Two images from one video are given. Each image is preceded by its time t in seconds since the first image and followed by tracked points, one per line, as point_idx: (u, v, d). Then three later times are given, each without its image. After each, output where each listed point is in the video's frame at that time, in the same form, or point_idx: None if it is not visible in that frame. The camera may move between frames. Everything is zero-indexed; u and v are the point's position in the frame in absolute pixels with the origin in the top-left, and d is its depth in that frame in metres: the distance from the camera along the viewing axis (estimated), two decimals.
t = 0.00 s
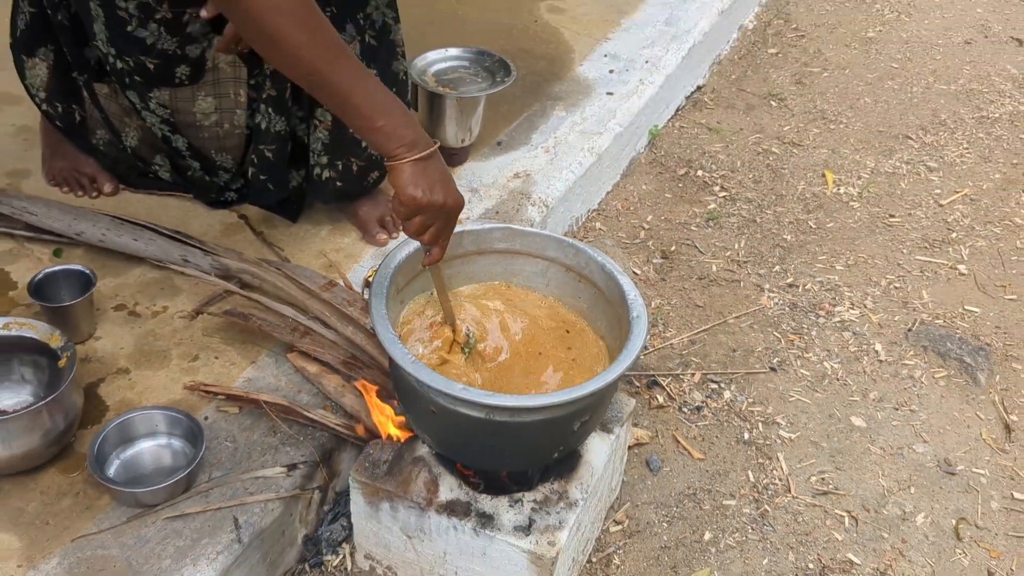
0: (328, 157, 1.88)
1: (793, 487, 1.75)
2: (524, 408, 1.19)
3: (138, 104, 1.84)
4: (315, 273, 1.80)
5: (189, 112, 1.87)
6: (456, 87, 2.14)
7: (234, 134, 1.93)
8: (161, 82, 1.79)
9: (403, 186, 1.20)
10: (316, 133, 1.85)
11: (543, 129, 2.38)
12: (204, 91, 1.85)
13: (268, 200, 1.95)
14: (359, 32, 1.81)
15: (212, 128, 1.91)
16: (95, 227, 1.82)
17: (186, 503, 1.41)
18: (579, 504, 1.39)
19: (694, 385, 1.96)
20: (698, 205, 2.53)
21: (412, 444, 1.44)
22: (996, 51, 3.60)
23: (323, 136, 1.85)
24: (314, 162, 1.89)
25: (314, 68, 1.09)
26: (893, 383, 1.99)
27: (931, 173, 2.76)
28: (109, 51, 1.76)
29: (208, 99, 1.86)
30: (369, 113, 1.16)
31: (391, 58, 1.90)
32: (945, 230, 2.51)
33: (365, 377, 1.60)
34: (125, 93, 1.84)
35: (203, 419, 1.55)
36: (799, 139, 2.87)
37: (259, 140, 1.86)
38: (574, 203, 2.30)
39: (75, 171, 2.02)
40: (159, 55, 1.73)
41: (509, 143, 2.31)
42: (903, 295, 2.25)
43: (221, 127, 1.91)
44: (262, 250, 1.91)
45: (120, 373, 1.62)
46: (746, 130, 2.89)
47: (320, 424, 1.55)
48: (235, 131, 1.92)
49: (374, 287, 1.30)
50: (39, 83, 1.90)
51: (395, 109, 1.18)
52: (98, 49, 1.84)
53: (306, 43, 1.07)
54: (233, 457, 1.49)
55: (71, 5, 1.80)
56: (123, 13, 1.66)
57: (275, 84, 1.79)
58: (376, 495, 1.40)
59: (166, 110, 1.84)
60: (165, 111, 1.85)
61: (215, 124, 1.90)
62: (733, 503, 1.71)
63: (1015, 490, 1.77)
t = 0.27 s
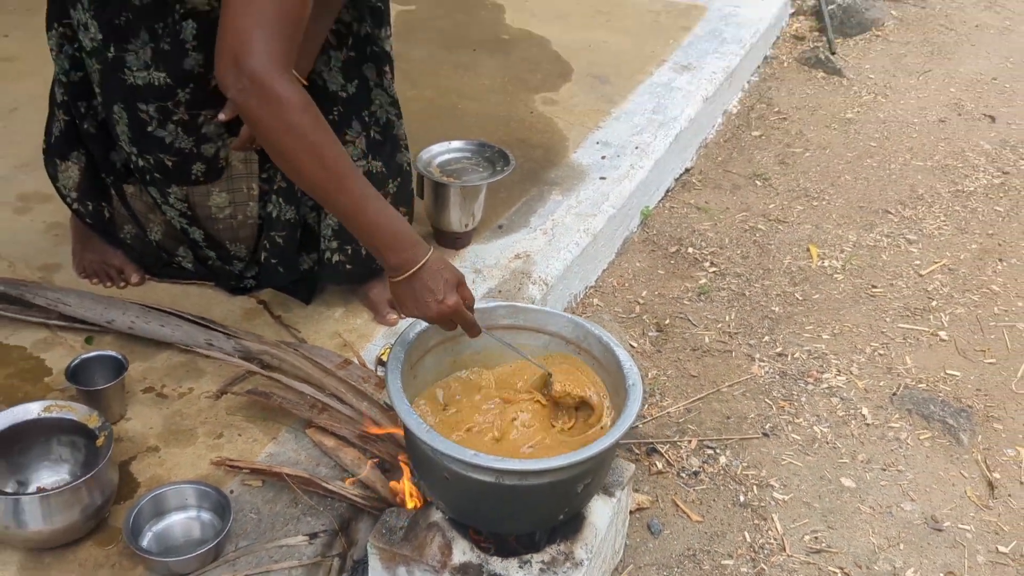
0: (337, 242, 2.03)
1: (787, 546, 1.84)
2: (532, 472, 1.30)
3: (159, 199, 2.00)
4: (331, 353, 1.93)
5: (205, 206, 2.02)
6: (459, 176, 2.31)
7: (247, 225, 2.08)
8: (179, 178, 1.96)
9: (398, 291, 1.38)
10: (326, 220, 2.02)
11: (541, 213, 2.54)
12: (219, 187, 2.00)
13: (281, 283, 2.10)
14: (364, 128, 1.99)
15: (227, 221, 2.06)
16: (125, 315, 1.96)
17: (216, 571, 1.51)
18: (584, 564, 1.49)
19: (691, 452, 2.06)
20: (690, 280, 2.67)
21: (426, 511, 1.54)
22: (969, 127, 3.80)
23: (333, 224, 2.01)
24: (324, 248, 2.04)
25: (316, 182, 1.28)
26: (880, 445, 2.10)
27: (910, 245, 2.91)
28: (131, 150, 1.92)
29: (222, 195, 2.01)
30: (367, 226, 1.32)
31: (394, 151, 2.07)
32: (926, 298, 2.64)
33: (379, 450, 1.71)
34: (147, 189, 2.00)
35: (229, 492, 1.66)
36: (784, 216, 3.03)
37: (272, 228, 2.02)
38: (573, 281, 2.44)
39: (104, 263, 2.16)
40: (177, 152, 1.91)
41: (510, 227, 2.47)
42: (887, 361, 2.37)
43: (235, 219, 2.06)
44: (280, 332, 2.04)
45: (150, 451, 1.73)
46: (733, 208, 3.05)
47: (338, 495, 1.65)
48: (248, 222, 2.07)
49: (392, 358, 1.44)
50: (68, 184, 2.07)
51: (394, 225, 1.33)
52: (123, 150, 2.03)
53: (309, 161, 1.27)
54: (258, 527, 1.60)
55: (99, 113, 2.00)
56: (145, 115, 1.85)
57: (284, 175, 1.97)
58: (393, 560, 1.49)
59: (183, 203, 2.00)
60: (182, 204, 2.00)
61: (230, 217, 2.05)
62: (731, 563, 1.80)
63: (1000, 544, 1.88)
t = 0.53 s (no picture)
0: (355, 277, 2.17)
1: (794, 555, 1.94)
2: (554, 478, 1.42)
3: (188, 243, 2.14)
4: (357, 384, 2.05)
5: (232, 247, 2.16)
6: (469, 218, 2.46)
7: (270, 264, 2.20)
8: (208, 221, 2.10)
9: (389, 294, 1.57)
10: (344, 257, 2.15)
11: (547, 252, 2.68)
12: (245, 228, 2.14)
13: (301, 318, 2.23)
14: (377, 171, 2.13)
15: (252, 260, 2.19)
16: (162, 354, 2.08)
17: None
18: (604, 567, 1.60)
19: (699, 470, 2.16)
20: (691, 312, 2.80)
21: (454, 522, 1.64)
22: (951, 163, 3.97)
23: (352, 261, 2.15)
24: (344, 282, 2.17)
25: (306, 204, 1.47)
26: (878, 460, 2.21)
27: (900, 274, 3.06)
28: (162, 197, 2.08)
29: (247, 236, 2.15)
30: (356, 241, 1.51)
31: (405, 192, 2.22)
32: (916, 323, 2.78)
33: (406, 472, 1.82)
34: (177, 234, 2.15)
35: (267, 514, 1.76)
36: (778, 250, 3.17)
37: (292, 266, 2.15)
38: (580, 315, 2.58)
39: (138, 308, 2.27)
40: (206, 197, 2.06)
41: (519, 265, 2.61)
42: (882, 382, 2.49)
43: (259, 258, 2.19)
44: (307, 367, 2.16)
45: (191, 479, 1.84)
46: (729, 245, 3.20)
47: (369, 513, 1.76)
48: (271, 262, 2.19)
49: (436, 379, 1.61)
50: (104, 235, 2.20)
51: (378, 245, 1.51)
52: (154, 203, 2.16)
53: (300, 187, 1.45)
54: (295, 544, 1.71)
55: (132, 169, 2.14)
56: (176, 164, 2.01)
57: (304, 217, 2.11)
58: (425, 570, 1.59)
59: (211, 245, 2.13)
60: (210, 246, 2.14)
61: (255, 257, 2.18)
62: (741, 571, 1.90)
63: (996, 548, 1.98)
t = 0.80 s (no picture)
0: (375, 274, 2.31)
1: (801, 533, 2.03)
2: (575, 449, 1.52)
3: (217, 245, 2.27)
4: (382, 377, 2.16)
5: (259, 248, 2.27)
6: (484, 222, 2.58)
7: (294, 265, 2.32)
8: (236, 224, 2.22)
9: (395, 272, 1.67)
10: (364, 256, 2.30)
11: (557, 255, 2.80)
12: (271, 231, 2.25)
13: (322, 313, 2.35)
14: (394, 174, 2.26)
15: (278, 261, 2.30)
16: (196, 352, 2.19)
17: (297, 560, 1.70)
18: (623, 539, 1.69)
19: (708, 457, 2.26)
20: (696, 312, 2.91)
21: (480, 499, 1.75)
22: (945, 171, 4.10)
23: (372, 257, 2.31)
24: (364, 279, 2.31)
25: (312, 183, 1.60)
26: (880, 446, 2.31)
27: (897, 274, 3.17)
28: (193, 202, 2.21)
29: (273, 237, 2.27)
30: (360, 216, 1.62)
31: (421, 192, 2.33)
32: (914, 320, 2.89)
33: (433, 458, 1.92)
34: (206, 237, 2.27)
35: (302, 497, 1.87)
36: (778, 254, 3.29)
37: (313, 262, 2.28)
38: (590, 314, 2.69)
39: (170, 311, 2.39)
40: (235, 201, 2.18)
41: (531, 268, 2.72)
42: (881, 374, 2.60)
43: (285, 258, 2.30)
44: (333, 363, 2.27)
45: (228, 466, 1.95)
46: (732, 249, 3.32)
47: (400, 495, 1.86)
48: (295, 262, 2.31)
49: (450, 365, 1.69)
50: (138, 242, 2.30)
51: (380, 224, 1.62)
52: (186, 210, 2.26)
53: (308, 166, 1.58)
54: (330, 523, 1.81)
55: (165, 178, 2.24)
56: (207, 169, 2.13)
57: (325, 219, 2.23)
58: (453, 545, 1.70)
59: (239, 246, 2.25)
60: (238, 247, 2.26)
61: (281, 257, 2.30)
62: (751, 549, 1.99)
63: (994, 525, 2.08)
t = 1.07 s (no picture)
0: (384, 280, 2.41)
1: (801, 527, 2.10)
2: (581, 441, 1.59)
3: (231, 254, 2.35)
4: (393, 380, 2.23)
5: (272, 257, 2.35)
6: (489, 232, 2.66)
7: (306, 272, 2.40)
8: (251, 233, 2.31)
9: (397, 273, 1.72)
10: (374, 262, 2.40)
11: (561, 263, 2.88)
12: (284, 239, 2.34)
13: (330, 318, 2.42)
14: (401, 183, 2.34)
15: (290, 268, 2.38)
16: (213, 359, 2.26)
17: (314, 555, 1.77)
18: (628, 530, 1.76)
19: (710, 456, 2.33)
20: (697, 318, 2.99)
21: (491, 492, 1.81)
22: (938, 179, 4.19)
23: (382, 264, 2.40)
24: (374, 284, 2.41)
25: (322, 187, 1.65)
26: (876, 443, 2.38)
27: (891, 280, 3.26)
28: (208, 213, 2.29)
29: (286, 245, 2.35)
30: (366, 220, 1.67)
31: (428, 201, 2.42)
32: (908, 323, 2.97)
33: (444, 456, 1.99)
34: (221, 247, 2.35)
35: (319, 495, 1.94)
36: (776, 261, 3.37)
37: (321, 269, 2.35)
38: (593, 320, 2.76)
39: (187, 320, 2.46)
40: (249, 210, 2.27)
41: (535, 276, 2.80)
42: (877, 375, 2.67)
43: (297, 266, 2.38)
44: (345, 368, 2.35)
45: (247, 466, 2.02)
46: (730, 257, 3.40)
47: (413, 493, 1.93)
48: (307, 270, 2.39)
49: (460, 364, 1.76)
50: (156, 253, 2.39)
51: (386, 229, 1.68)
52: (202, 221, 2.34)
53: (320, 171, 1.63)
54: (346, 519, 1.87)
55: (182, 191, 2.32)
56: (222, 180, 2.22)
57: (333, 226, 2.32)
58: (466, 538, 1.76)
59: (252, 255, 2.34)
60: (251, 256, 2.34)
61: (293, 265, 2.38)
62: (753, 542, 2.06)
63: (988, 517, 2.15)
